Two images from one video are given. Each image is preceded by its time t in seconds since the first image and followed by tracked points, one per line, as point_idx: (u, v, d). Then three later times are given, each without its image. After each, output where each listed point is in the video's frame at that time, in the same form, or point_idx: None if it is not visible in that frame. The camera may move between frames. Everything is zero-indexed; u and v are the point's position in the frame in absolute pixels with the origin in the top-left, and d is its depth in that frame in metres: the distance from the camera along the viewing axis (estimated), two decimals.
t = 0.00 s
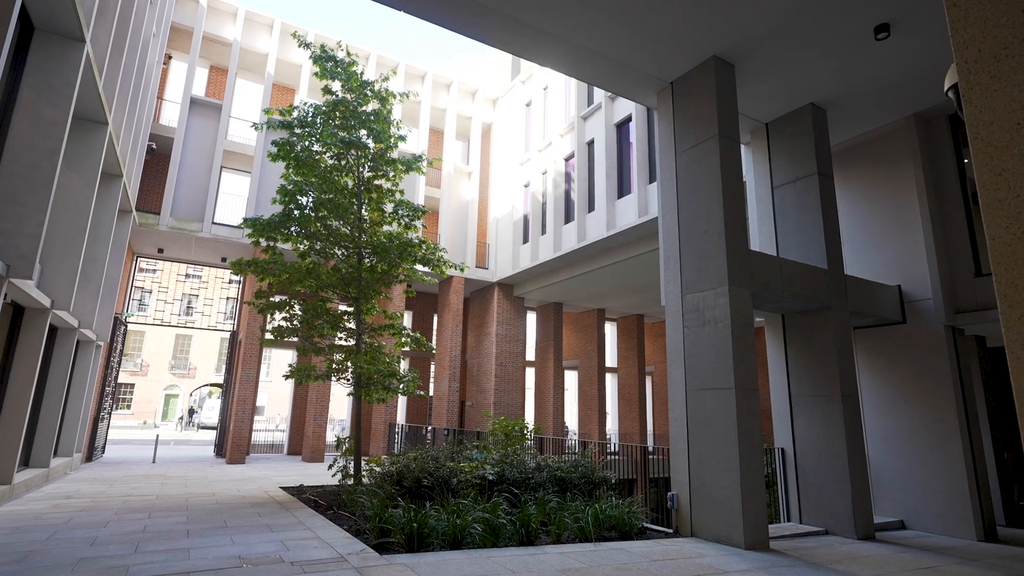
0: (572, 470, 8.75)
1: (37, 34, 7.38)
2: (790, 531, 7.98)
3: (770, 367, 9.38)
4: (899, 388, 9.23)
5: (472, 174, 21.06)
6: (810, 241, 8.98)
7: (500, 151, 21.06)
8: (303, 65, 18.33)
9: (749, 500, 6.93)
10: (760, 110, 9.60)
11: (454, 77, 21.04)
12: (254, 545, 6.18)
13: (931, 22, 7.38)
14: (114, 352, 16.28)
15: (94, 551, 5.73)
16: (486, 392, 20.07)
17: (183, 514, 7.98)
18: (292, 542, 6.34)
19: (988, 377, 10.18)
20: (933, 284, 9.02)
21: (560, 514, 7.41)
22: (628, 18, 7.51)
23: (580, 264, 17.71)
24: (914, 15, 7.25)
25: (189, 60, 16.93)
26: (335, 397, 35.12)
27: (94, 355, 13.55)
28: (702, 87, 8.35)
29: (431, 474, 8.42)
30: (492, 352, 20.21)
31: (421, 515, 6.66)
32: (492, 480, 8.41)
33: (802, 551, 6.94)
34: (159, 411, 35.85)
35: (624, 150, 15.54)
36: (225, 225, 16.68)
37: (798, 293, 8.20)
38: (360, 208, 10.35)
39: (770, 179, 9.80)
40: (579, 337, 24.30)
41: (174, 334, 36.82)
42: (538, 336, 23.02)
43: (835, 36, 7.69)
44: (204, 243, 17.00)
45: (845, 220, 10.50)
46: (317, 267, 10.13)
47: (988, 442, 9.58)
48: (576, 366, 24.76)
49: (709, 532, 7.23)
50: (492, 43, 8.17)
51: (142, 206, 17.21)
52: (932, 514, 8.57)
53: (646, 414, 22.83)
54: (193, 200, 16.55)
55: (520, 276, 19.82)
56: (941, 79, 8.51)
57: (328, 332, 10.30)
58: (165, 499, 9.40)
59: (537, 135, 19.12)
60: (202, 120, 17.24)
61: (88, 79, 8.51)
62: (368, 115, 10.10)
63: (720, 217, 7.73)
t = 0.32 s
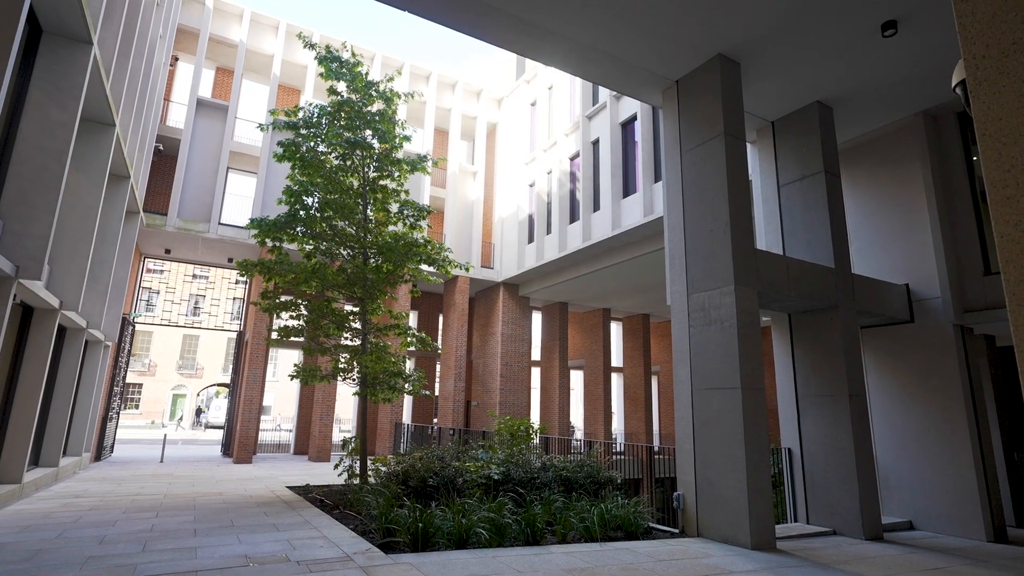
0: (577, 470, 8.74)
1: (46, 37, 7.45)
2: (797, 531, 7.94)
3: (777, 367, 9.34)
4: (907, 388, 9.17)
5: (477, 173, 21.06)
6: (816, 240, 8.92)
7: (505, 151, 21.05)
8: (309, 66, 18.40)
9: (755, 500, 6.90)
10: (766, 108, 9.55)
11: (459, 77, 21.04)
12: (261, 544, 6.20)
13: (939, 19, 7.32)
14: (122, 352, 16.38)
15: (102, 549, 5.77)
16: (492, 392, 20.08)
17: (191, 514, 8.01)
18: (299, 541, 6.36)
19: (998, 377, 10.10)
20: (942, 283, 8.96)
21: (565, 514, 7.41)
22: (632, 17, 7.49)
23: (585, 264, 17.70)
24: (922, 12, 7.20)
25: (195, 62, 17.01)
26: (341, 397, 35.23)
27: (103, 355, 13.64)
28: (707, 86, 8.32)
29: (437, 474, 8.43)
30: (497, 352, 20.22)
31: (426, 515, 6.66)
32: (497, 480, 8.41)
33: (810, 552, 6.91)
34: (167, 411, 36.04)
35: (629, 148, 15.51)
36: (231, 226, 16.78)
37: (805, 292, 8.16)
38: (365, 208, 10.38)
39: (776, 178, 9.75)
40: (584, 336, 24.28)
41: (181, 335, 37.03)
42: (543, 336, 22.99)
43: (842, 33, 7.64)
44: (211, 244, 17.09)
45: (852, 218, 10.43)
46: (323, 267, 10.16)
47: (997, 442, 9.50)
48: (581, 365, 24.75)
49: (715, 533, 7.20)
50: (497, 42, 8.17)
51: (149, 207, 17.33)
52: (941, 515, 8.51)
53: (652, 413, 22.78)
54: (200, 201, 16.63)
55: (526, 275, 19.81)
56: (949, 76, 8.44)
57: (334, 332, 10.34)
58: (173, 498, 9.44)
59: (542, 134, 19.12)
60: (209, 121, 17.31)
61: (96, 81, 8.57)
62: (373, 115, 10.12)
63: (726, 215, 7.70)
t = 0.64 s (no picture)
0: (583, 470, 8.72)
1: (55, 40, 7.50)
2: (805, 532, 7.88)
3: (783, 367, 9.29)
4: (915, 389, 9.10)
5: (482, 174, 21.06)
6: (823, 240, 8.88)
7: (510, 151, 21.05)
8: (314, 68, 18.48)
9: (762, 500, 6.86)
10: (772, 107, 9.50)
11: (464, 78, 21.06)
12: (267, 544, 6.22)
13: (946, 16, 7.27)
14: (130, 353, 16.48)
15: (110, 549, 5.80)
16: (497, 392, 20.07)
17: (198, 514, 8.02)
18: (305, 541, 6.37)
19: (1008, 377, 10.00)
20: (950, 282, 8.88)
21: (571, 514, 7.40)
22: (637, 17, 7.47)
23: (591, 264, 17.68)
24: (929, 9, 7.15)
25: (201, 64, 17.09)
26: (347, 398, 35.31)
27: (111, 356, 13.73)
28: (713, 85, 8.29)
29: (442, 474, 8.42)
30: (503, 352, 20.21)
31: (431, 515, 6.66)
32: (503, 480, 8.42)
33: (817, 553, 6.87)
34: (175, 411, 36.22)
35: (634, 148, 15.47)
36: (238, 227, 16.87)
37: (812, 291, 8.12)
38: (370, 209, 10.40)
39: (782, 177, 9.70)
40: (590, 336, 24.25)
41: (189, 335, 37.24)
42: (549, 336, 22.96)
43: (849, 31, 7.60)
44: (218, 245, 17.18)
45: (859, 217, 10.37)
46: (329, 268, 10.18)
47: (1008, 443, 9.41)
48: (587, 366, 24.70)
49: (721, 534, 7.17)
50: (502, 43, 8.17)
51: (157, 209, 17.44)
52: (950, 517, 8.44)
53: (658, 414, 22.71)
54: (207, 202, 16.72)
55: (531, 275, 19.79)
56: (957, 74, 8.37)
57: (339, 332, 10.36)
58: (180, 498, 9.49)
59: (547, 134, 19.12)
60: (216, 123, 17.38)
61: (103, 84, 8.63)
62: (378, 116, 10.13)
63: (732, 214, 7.67)
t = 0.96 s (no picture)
0: (588, 470, 8.71)
1: (63, 43, 7.56)
2: (812, 533, 7.83)
3: (790, 367, 9.24)
4: (924, 389, 9.03)
5: (487, 174, 21.06)
6: (830, 239, 8.82)
7: (515, 151, 21.05)
8: (320, 69, 18.56)
9: (769, 500, 6.83)
10: (778, 106, 9.45)
11: (469, 78, 21.07)
12: (273, 544, 6.23)
13: (955, 12, 7.20)
14: (138, 353, 16.59)
15: (118, 548, 5.84)
16: (503, 392, 20.07)
17: (204, 513, 8.05)
18: (311, 541, 6.39)
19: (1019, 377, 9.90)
20: (959, 282, 8.81)
21: (576, 514, 7.38)
22: (641, 16, 7.46)
23: (596, 264, 17.65)
24: (938, 6, 7.08)
25: (208, 66, 17.19)
26: (354, 398, 35.41)
27: (119, 357, 13.83)
28: (718, 84, 8.26)
29: (448, 474, 8.43)
30: (508, 352, 20.21)
31: (437, 515, 6.67)
32: (509, 480, 8.41)
33: (825, 554, 6.82)
34: (182, 411, 36.44)
35: (640, 147, 15.43)
36: (244, 228, 16.94)
37: (819, 291, 8.06)
38: (376, 210, 10.43)
39: (789, 176, 9.65)
40: (596, 336, 24.20)
41: (196, 336, 37.46)
42: (554, 336, 22.92)
43: (856, 29, 7.55)
44: (224, 246, 17.27)
45: (866, 216, 10.30)
46: (335, 269, 10.21)
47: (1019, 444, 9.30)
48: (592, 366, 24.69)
49: (728, 534, 7.13)
50: (507, 42, 8.16)
51: (164, 210, 17.56)
52: (960, 518, 8.36)
53: (665, 414, 22.63)
54: (214, 203, 16.81)
55: (537, 275, 19.77)
56: (966, 70, 8.29)
57: (345, 333, 10.39)
58: (187, 497, 9.54)
59: (552, 134, 19.12)
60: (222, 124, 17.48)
61: (111, 86, 8.69)
62: (383, 117, 10.16)
63: (738, 214, 7.63)
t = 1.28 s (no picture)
0: (594, 471, 8.69)
1: (70, 46, 7.62)
2: (820, 534, 7.78)
3: (797, 367, 9.18)
4: (932, 389, 8.96)
5: (492, 174, 21.07)
6: (837, 238, 8.76)
7: (520, 152, 21.05)
8: (325, 70, 18.64)
9: (776, 501, 6.79)
10: (785, 104, 9.39)
11: (474, 78, 21.07)
12: (279, 544, 6.25)
13: (963, 9, 7.14)
14: (146, 354, 16.69)
15: (125, 548, 5.87)
16: (509, 392, 20.05)
17: (211, 513, 8.08)
18: (317, 541, 6.40)
19: None
20: (968, 281, 8.73)
21: (582, 515, 7.37)
22: (646, 15, 7.44)
23: (602, 264, 17.62)
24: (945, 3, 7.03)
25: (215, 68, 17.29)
26: (360, 398, 35.51)
27: (127, 358, 13.91)
28: (724, 83, 8.21)
29: (453, 474, 8.42)
30: (514, 352, 20.20)
31: (442, 515, 6.68)
32: (514, 481, 8.40)
33: (832, 555, 6.78)
34: (190, 411, 36.65)
35: (645, 147, 15.40)
36: (251, 229, 17.01)
37: (826, 290, 8.01)
38: (381, 211, 10.44)
39: (795, 175, 9.59)
40: (601, 337, 24.15)
41: (204, 336, 37.67)
42: (560, 336, 22.89)
43: (862, 26, 7.49)
44: (231, 247, 17.34)
45: (874, 215, 10.23)
46: (340, 269, 10.22)
47: None
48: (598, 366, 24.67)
49: (735, 535, 7.09)
50: (511, 42, 8.15)
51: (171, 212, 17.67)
52: (970, 519, 8.28)
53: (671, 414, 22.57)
54: (221, 205, 16.90)
55: (542, 276, 19.75)
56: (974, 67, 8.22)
57: (351, 333, 10.41)
58: (195, 497, 9.58)
59: (557, 134, 19.11)
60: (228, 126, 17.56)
61: (118, 88, 8.75)
62: (388, 118, 10.19)
63: (744, 213, 7.59)
